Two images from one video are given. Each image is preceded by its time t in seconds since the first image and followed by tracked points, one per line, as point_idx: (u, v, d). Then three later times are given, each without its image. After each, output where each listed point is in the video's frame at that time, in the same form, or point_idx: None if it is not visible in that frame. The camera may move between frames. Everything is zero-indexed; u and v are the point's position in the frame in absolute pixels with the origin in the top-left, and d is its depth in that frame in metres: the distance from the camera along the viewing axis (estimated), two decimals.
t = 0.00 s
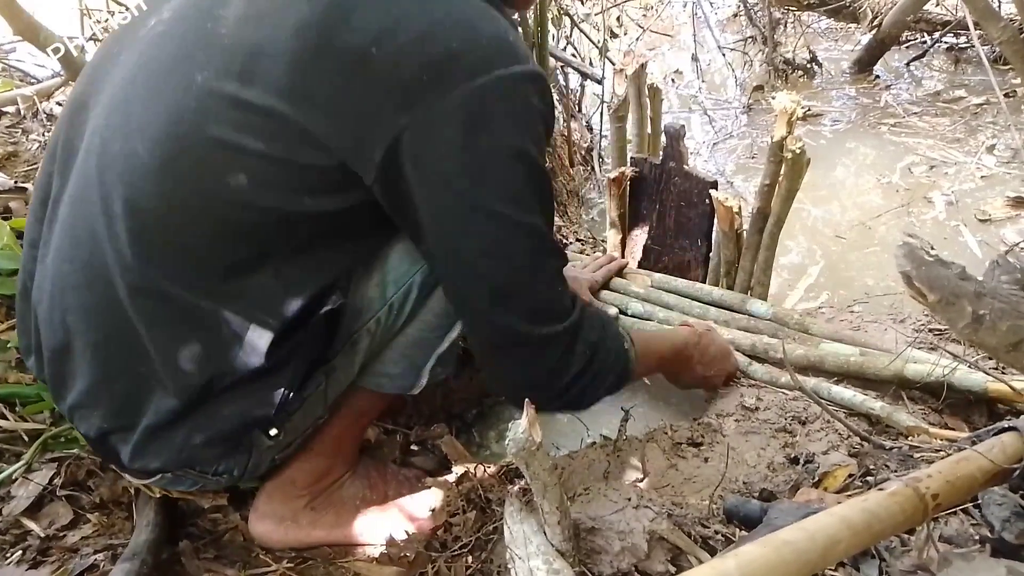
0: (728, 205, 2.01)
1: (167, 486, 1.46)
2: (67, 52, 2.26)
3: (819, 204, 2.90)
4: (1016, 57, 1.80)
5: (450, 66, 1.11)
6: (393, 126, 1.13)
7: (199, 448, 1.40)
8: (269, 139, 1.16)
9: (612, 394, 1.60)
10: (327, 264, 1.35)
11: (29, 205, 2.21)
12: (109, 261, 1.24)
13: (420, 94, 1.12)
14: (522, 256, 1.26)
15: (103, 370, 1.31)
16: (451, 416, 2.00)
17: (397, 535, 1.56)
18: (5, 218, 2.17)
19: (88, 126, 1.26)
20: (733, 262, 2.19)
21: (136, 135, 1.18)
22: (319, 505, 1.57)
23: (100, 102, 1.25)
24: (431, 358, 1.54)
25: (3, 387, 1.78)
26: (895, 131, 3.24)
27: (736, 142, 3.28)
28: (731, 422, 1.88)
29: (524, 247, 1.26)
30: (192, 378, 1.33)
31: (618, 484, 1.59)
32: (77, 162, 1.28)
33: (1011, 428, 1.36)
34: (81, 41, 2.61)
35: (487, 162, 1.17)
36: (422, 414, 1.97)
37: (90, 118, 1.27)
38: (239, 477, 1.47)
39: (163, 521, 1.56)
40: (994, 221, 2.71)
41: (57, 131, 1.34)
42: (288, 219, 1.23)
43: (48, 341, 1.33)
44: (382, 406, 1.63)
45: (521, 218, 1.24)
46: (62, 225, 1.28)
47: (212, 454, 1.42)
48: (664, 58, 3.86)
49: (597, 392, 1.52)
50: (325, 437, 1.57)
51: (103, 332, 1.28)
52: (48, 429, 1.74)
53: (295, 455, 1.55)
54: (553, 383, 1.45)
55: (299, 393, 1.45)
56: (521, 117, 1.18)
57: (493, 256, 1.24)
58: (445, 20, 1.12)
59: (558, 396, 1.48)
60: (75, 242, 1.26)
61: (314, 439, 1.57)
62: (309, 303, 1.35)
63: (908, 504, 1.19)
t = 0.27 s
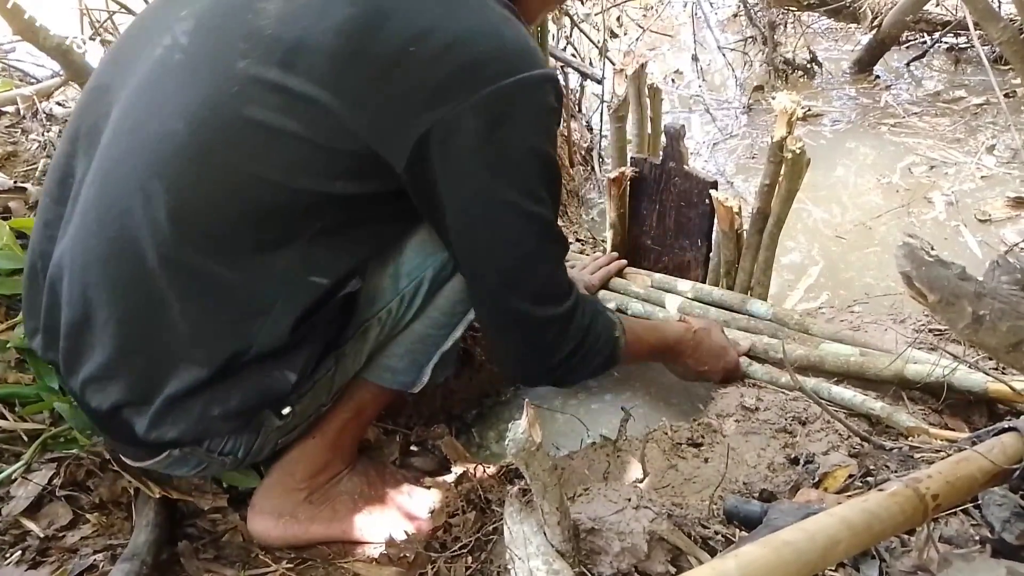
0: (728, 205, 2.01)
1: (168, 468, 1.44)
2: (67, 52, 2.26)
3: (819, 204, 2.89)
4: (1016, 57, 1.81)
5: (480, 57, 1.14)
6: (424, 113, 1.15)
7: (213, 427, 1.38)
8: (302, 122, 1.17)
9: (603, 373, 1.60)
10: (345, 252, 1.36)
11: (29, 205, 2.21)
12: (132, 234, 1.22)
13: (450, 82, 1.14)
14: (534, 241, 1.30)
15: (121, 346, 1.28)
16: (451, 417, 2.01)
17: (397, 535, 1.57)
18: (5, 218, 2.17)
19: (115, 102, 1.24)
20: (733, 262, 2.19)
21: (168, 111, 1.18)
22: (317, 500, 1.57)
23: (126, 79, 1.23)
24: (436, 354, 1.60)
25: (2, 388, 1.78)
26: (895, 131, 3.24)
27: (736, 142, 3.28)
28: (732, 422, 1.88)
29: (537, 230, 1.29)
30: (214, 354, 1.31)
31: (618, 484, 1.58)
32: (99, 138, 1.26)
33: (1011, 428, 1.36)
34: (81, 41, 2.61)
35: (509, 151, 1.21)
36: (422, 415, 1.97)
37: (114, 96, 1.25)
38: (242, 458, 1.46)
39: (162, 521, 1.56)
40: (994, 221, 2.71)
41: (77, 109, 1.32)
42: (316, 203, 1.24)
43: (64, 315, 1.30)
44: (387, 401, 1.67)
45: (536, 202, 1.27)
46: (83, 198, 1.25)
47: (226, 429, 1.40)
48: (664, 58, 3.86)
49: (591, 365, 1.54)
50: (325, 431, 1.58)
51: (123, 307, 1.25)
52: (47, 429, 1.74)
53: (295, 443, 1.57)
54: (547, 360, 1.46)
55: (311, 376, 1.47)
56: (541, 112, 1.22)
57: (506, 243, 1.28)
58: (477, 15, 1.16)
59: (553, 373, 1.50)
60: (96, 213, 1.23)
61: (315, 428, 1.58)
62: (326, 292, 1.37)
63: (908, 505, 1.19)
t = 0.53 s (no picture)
0: (726, 206, 2.01)
1: (164, 438, 1.48)
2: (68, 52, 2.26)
3: (818, 206, 2.90)
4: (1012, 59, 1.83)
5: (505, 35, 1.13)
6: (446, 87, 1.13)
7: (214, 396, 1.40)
8: (322, 95, 1.15)
9: (603, 365, 1.61)
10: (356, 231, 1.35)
11: (29, 205, 2.21)
12: (146, 198, 1.21)
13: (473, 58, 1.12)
14: (544, 222, 1.30)
15: (131, 310, 1.29)
16: (451, 416, 2.02)
17: (396, 534, 1.57)
18: (5, 217, 2.17)
19: (140, 65, 1.24)
20: (732, 262, 2.19)
21: (191, 78, 1.17)
22: (317, 488, 1.58)
23: (153, 44, 1.23)
24: (439, 348, 1.62)
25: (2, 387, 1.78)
26: (893, 133, 3.24)
27: (734, 144, 3.28)
28: (730, 422, 1.89)
29: (550, 211, 1.29)
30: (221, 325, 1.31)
31: (616, 483, 1.58)
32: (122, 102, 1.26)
33: (1010, 429, 1.36)
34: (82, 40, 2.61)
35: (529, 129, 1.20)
36: (421, 414, 1.97)
37: (137, 58, 1.25)
38: (238, 431, 1.51)
39: (162, 520, 1.56)
40: (992, 223, 2.72)
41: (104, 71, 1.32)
42: (329, 178, 1.23)
43: (78, 274, 1.31)
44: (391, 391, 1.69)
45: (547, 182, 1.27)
46: (101, 159, 1.25)
47: (227, 396, 1.41)
48: (663, 60, 3.87)
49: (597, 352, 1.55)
50: (329, 419, 1.58)
51: (134, 270, 1.25)
52: (47, 428, 1.74)
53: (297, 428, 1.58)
54: (551, 344, 1.47)
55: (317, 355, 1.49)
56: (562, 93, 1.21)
57: (518, 223, 1.27)
58: None
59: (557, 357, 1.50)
60: (112, 174, 1.23)
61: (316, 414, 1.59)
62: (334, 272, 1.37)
63: (906, 505, 1.19)
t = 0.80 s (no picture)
0: (726, 207, 2.01)
1: (171, 467, 1.49)
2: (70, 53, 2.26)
3: (819, 206, 2.90)
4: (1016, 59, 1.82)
5: (447, 63, 1.09)
6: (391, 125, 1.11)
7: (195, 437, 1.41)
8: (268, 136, 1.15)
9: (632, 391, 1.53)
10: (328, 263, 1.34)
11: (30, 204, 2.21)
12: (116, 247, 1.26)
13: (416, 90, 1.09)
14: (527, 256, 1.22)
15: (110, 353, 1.35)
16: (451, 416, 2.02)
17: (396, 535, 1.58)
18: (6, 217, 2.18)
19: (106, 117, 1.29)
20: (732, 263, 2.19)
21: (148, 128, 1.21)
22: (314, 501, 1.57)
23: (117, 96, 1.28)
24: (434, 360, 1.56)
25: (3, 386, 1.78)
26: (894, 133, 3.24)
27: (736, 143, 3.28)
28: (731, 422, 1.89)
29: (529, 244, 1.22)
30: (188, 366, 1.33)
31: (617, 483, 1.58)
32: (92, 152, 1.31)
33: (1011, 430, 1.36)
34: (83, 40, 2.61)
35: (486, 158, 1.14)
36: (422, 414, 1.97)
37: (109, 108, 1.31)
38: (242, 461, 1.49)
39: (164, 520, 1.56)
40: (994, 223, 2.72)
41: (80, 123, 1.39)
42: (284, 217, 1.22)
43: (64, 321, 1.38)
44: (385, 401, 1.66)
45: (524, 211, 1.20)
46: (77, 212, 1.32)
47: (208, 437, 1.41)
48: (664, 59, 3.87)
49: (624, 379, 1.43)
50: (324, 430, 1.57)
51: (109, 316, 1.31)
52: (49, 428, 1.74)
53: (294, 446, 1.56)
54: (574, 373, 1.38)
55: (298, 385, 1.48)
56: (520, 117, 1.15)
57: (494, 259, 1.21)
58: (444, 18, 1.13)
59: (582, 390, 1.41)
60: (87, 227, 1.29)
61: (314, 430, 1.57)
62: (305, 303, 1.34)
63: (906, 506, 1.19)
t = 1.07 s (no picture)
0: (727, 207, 2.01)
1: (181, 473, 1.48)
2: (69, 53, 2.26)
3: (818, 206, 2.90)
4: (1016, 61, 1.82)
5: (522, 89, 1.13)
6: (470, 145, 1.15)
7: (230, 445, 1.40)
8: (339, 152, 1.16)
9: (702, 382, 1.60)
10: (377, 270, 1.36)
11: (30, 204, 2.21)
12: (160, 258, 1.21)
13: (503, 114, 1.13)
14: (607, 248, 1.31)
15: (146, 364, 1.30)
16: (451, 416, 2.02)
17: (397, 535, 1.56)
18: (6, 217, 2.18)
19: (136, 118, 1.22)
20: (732, 263, 2.19)
21: (199, 136, 1.16)
22: (316, 500, 1.56)
23: (149, 97, 1.21)
24: (446, 363, 1.59)
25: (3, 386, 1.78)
26: (894, 133, 3.24)
27: (735, 144, 3.28)
28: (731, 423, 1.89)
29: (607, 240, 1.30)
30: (239, 375, 1.33)
31: (616, 483, 1.58)
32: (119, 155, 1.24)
33: (1010, 430, 1.36)
34: (83, 40, 2.61)
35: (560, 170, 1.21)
36: (421, 414, 1.96)
37: (134, 104, 1.23)
38: (255, 467, 1.46)
39: (163, 520, 1.56)
40: (993, 223, 2.72)
41: (92, 119, 1.29)
42: (348, 228, 1.25)
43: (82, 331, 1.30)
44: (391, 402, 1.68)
45: (598, 213, 1.27)
46: (101, 217, 1.24)
47: (236, 445, 1.40)
48: (664, 60, 3.87)
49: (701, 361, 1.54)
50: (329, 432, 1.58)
51: (147, 327, 1.26)
52: (48, 428, 1.74)
53: (306, 448, 1.55)
54: (649, 349, 1.47)
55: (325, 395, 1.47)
56: (589, 130, 1.21)
57: (566, 251, 1.28)
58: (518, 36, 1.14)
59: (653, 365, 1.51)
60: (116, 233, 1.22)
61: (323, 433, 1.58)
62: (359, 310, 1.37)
63: (905, 506, 1.19)
